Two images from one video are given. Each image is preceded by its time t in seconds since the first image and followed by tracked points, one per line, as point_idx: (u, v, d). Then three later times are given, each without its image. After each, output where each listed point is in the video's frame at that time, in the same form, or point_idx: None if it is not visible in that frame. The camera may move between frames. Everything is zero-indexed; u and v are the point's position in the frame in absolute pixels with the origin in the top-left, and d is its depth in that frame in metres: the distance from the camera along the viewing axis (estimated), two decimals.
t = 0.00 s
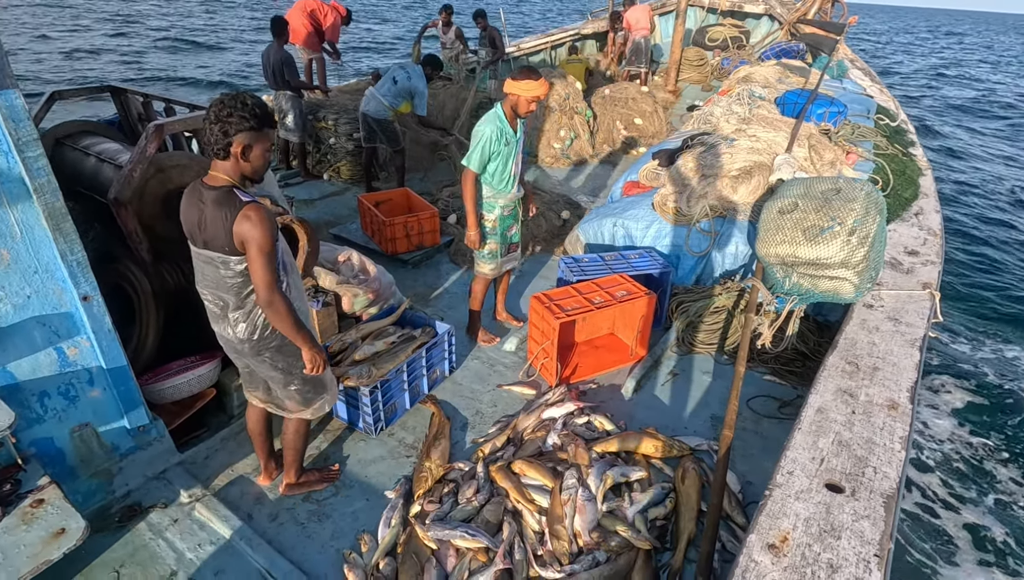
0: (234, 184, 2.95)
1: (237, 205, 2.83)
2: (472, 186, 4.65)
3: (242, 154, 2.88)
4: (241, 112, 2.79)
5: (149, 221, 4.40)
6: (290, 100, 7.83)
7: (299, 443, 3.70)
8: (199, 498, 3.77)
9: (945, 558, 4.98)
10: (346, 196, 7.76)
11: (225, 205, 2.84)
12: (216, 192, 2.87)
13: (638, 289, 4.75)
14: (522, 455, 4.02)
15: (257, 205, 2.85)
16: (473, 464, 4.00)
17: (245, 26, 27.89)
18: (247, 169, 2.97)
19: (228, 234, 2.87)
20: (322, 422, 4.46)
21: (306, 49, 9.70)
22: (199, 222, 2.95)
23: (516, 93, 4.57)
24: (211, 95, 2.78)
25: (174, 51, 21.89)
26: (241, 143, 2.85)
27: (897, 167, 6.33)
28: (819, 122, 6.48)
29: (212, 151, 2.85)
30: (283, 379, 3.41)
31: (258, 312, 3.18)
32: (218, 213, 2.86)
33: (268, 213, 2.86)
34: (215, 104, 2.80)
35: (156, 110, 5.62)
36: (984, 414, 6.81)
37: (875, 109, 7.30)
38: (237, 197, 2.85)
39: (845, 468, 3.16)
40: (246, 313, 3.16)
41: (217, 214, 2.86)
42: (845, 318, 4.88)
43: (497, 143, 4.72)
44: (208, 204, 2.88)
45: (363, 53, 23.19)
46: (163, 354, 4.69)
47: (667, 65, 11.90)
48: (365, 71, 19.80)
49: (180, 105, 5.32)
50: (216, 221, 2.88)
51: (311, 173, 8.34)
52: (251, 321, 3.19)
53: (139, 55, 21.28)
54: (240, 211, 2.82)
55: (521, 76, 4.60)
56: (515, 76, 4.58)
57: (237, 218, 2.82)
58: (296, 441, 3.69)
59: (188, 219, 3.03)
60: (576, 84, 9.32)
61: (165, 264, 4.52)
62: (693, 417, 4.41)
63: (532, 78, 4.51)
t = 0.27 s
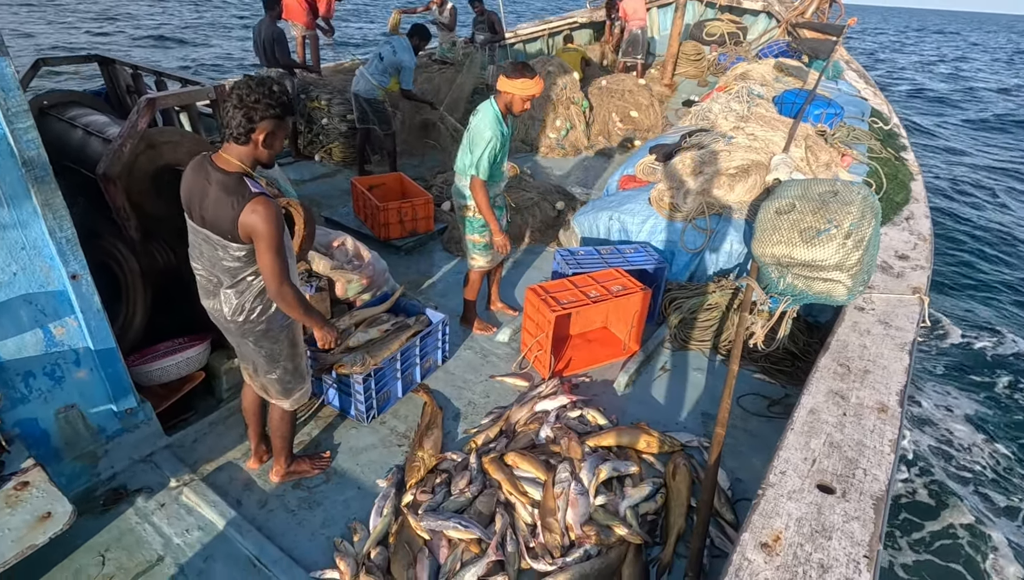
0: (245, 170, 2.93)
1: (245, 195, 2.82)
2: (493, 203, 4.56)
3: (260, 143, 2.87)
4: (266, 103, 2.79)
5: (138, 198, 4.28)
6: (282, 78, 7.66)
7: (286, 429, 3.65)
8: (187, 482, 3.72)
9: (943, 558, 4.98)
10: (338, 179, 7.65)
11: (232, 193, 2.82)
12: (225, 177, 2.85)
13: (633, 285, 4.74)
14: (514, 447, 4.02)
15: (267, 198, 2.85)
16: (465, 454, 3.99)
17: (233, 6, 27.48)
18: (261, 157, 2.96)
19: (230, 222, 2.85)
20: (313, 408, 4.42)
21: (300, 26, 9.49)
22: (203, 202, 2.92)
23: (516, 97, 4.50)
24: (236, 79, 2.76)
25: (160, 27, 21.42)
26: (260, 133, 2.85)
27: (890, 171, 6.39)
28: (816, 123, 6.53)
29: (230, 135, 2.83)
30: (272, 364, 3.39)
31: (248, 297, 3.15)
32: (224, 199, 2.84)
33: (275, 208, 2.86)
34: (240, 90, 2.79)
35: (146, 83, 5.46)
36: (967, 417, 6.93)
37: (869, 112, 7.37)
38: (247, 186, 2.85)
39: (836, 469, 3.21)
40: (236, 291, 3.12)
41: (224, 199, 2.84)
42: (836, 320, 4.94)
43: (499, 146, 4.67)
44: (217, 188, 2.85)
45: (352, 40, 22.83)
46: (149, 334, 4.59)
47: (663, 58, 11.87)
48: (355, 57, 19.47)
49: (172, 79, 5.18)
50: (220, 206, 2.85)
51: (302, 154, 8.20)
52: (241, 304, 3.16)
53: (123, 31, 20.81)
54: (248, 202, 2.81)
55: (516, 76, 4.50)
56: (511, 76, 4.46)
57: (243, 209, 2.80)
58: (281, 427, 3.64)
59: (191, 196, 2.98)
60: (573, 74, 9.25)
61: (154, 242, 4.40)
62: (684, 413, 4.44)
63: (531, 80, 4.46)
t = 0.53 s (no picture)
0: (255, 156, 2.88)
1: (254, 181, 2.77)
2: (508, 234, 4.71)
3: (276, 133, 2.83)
4: (290, 94, 2.74)
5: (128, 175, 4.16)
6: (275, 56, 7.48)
7: (276, 415, 3.59)
8: (175, 468, 3.66)
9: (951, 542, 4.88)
10: (331, 161, 7.52)
11: (241, 178, 2.77)
12: (235, 160, 2.79)
13: (630, 280, 4.72)
14: (508, 440, 4.00)
15: (277, 189, 2.82)
16: (459, 446, 3.97)
17: None
18: (273, 145, 2.91)
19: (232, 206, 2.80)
20: (304, 395, 4.36)
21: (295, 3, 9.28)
22: (205, 179, 2.85)
23: (528, 134, 4.42)
24: (262, 65, 2.69)
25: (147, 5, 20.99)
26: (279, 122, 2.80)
27: (885, 174, 6.44)
28: (814, 123, 6.56)
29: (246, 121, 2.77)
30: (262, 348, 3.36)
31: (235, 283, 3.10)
32: (231, 182, 2.78)
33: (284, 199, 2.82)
34: (264, 76, 2.73)
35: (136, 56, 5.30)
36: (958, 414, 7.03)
37: (865, 114, 7.41)
38: (256, 174, 2.80)
39: (830, 470, 3.23)
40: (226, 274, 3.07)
41: (230, 182, 2.78)
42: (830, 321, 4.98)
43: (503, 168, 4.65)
44: (225, 169, 2.78)
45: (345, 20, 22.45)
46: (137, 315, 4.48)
47: (661, 51, 11.83)
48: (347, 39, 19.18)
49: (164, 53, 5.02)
50: (223, 187, 2.79)
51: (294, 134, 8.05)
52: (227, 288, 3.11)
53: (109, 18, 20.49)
54: (256, 189, 2.77)
55: (529, 110, 4.34)
56: (525, 114, 4.31)
57: (250, 196, 2.76)
58: (272, 413, 3.58)
59: (194, 172, 2.90)
60: (572, 64, 9.18)
61: (143, 221, 4.29)
62: (678, 410, 4.45)
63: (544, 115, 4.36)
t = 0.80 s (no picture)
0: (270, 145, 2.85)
1: (262, 168, 2.72)
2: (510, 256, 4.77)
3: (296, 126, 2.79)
4: (315, 91, 2.72)
5: (125, 156, 4.07)
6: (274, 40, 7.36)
7: (276, 404, 3.54)
8: (171, 458, 3.61)
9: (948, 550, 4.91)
10: (329, 149, 7.44)
11: (250, 163, 2.72)
12: (250, 147, 2.75)
13: (631, 275, 4.70)
14: (509, 435, 3.98)
15: (287, 180, 2.78)
16: (459, 440, 3.95)
17: None
18: (290, 138, 2.88)
19: (235, 188, 2.73)
20: (302, 385, 4.31)
21: None
22: (215, 158, 2.80)
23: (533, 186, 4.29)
24: (292, 58, 2.66)
25: None
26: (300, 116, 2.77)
27: (885, 176, 6.46)
28: (816, 123, 6.58)
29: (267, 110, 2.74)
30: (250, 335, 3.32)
31: (224, 269, 3.06)
32: (239, 165, 2.73)
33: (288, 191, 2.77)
34: (293, 68, 2.70)
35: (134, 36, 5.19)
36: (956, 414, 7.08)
37: (865, 116, 7.43)
38: (268, 163, 2.76)
39: (832, 471, 3.25)
40: (219, 257, 3.04)
41: (239, 166, 2.73)
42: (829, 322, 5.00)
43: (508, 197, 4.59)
44: (236, 152, 2.73)
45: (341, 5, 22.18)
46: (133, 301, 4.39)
47: (662, 46, 11.79)
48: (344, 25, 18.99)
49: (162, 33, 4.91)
50: (231, 169, 2.74)
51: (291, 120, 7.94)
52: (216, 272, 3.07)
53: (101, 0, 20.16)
54: (263, 176, 2.71)
55: (539, 166, 4.17)
56: (534, 174, 4.16)
57: (254, 182, 2.70)
58: (272, 401, 3.53)
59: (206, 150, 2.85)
60: (573, 56, 9.12)
61: (141, 205, 4.22)
62: (677, 407, 4.46)
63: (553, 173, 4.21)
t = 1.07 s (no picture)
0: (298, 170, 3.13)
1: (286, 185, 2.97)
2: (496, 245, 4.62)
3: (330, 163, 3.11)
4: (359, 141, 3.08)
5: (126, 144, 4.07)
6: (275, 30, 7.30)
7: (271, 395, 3.60)
8: (171, 449, 3.59)
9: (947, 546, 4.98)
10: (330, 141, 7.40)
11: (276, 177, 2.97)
12: (280, 160, 3.03)
13: (629, 278, 4.59)
14: (510, 430, 3.97)
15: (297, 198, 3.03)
16: (459, 435, 3.94)
17: None
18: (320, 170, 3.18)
19: (251, 188, 2.94)
20: (302, 378, 4.29)
21: None
22: (241, 159, 3.01)
23: (537, 163, 4.27)
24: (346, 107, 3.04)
25: None
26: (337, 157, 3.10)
27: (888, 176, 6.45)
28: (820, 122, 6.57)
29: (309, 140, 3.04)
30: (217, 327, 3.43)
31: (196, 258, 3.20)
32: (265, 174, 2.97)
33: (300, 213, 3.02)
34: (346, 116, 3.06)
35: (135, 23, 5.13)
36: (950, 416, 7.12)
37: (869, 115, 7.41)
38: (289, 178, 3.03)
39: (834, 471, 3.24)
40: (192, 242, 3.16)
41: (261, 168, 2.98)
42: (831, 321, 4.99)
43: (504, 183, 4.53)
44: (267, 164, 2.98)
45: None
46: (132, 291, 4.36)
47: (666, 42, 11.75)
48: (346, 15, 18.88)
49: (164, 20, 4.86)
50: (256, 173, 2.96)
51: (292, 111, 7.90)
52: (187, 259, 3.20)
53: None
54: (285, 190, 2.96)
55: (545, 142, 4.17)
56: (540, 147, 4.15)
57: (273, 192, 2.94)
58: (270, 392, 3.58)
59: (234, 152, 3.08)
60: (577, 51, 9.08)
61: (142, 194, 4.19)
62: (678, 404, 4.46)
63: (558, 152, 4.21)
